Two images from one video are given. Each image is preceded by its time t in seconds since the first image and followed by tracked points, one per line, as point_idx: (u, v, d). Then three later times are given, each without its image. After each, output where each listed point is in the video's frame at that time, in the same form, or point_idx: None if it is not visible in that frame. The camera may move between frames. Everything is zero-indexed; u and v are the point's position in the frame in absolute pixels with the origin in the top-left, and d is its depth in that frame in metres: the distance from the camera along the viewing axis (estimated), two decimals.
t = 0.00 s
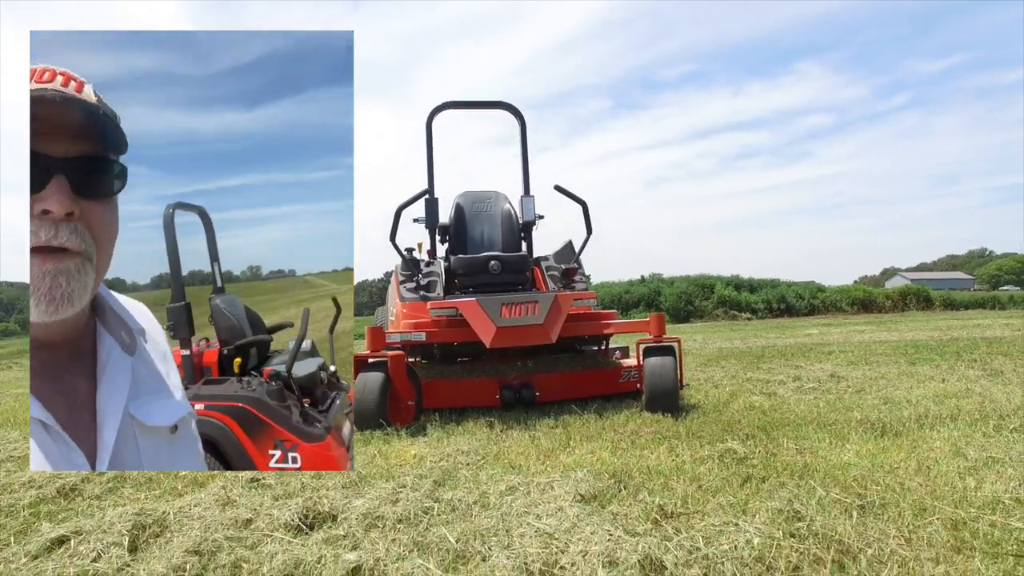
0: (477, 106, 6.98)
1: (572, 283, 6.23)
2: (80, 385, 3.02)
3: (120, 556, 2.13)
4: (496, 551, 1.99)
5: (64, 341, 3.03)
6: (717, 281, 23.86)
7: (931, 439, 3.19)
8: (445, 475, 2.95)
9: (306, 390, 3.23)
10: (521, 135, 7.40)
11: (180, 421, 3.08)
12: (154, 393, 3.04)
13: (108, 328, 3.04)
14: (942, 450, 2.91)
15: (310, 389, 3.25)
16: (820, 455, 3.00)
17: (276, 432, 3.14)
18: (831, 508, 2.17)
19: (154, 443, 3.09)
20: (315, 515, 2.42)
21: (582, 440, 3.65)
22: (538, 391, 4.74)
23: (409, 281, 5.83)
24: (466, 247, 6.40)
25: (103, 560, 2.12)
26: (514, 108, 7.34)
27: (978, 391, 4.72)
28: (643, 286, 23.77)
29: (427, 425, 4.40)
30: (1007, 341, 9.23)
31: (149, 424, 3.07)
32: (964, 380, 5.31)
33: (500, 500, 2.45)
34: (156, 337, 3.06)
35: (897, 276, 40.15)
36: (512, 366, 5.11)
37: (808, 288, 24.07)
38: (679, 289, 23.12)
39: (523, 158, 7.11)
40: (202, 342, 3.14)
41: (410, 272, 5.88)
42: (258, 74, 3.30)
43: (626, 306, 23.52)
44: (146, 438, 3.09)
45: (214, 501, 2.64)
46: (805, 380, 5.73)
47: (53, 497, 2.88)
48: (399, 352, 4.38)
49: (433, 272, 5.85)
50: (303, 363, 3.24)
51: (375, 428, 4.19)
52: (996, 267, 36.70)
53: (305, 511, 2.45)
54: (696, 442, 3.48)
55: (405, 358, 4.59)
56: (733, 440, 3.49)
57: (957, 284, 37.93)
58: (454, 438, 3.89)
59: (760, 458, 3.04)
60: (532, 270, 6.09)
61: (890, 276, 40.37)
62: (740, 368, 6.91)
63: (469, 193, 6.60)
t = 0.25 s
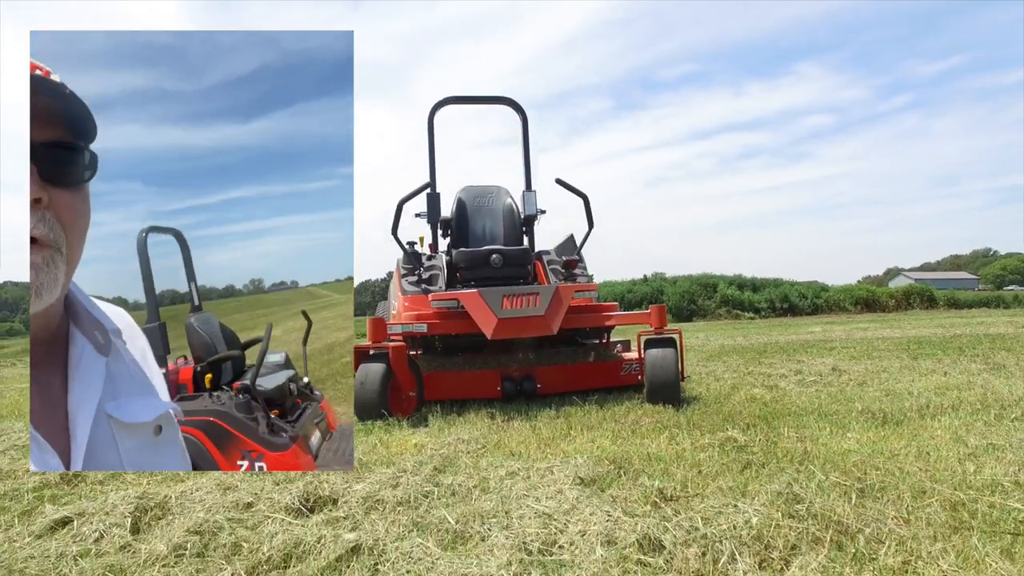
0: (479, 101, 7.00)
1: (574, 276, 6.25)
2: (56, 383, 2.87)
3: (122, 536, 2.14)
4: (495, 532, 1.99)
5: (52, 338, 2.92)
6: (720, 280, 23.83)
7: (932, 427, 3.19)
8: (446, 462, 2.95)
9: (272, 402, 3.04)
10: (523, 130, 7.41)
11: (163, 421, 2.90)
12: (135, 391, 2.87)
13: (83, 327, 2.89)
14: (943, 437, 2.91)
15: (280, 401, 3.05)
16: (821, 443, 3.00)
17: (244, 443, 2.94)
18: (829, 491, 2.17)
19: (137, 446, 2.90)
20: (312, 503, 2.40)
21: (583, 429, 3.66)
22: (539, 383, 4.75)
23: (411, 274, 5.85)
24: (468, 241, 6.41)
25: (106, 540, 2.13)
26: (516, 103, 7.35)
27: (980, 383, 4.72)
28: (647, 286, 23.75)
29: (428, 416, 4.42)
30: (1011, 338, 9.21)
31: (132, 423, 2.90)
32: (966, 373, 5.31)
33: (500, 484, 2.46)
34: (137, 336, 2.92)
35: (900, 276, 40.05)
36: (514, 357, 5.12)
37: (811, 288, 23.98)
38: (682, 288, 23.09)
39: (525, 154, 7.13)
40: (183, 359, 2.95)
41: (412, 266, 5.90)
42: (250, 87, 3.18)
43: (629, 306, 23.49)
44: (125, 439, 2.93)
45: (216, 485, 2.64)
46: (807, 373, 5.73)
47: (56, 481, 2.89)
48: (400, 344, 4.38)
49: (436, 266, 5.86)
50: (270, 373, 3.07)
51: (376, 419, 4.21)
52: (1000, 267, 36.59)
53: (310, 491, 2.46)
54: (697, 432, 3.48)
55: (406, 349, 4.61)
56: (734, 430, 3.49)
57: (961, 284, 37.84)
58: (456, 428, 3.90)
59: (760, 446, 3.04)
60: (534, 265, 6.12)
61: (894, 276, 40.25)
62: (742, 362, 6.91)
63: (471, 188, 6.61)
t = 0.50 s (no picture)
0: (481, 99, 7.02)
1: (575, 272, 6.26)
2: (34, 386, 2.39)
3: (126, 525, 2.16)
4: (496, 520, 2.00)
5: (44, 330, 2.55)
6: (723, 280, 23.81)
7: (933, 420, 3.19)
8: (447, 454, 2.96)
9: (181, 401, 2.51)
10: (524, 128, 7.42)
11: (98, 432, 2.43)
12: (75, 401, 2.41)
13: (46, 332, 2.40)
14: (944, 430, 2.92)
15: (187, 399, 2.51)
16: (821, 436, 3.01)
17: (149, 443, 2.45)
18: (830, 481, 2.18)
19: (71, 457, 2.44)
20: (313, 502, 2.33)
21: (584, 424, 3.67)
22: (540, 379, 4.76)
23: (413, 271, 5.87)
24: (470, 238, 6.42)
25: (110, 528, 2.14)
26: (518, 100, 7.37)
27: (981, 379, 4.72)
28: (649, 285, 23.74)
29: (430, 412, 4.43)
30: (1013, 335, 9.19)
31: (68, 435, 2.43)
32: (968, 369, 5.31)
33: (502, 476, 2.47)
34: (77, 344, 2.41)
35: (903, 275, 39.97)
36: (515, 353, 5.13)
37: (814, 287, 23.94)
38: (685, 288, 23.06)
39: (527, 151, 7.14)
40: (97, 363, 2.47)
41: (413, 262, 5.91)
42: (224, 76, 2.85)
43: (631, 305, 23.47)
44: (60, 452, 2.42)
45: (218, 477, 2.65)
46: (808, 369, 5.74)
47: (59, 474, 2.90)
48: (404, 342, 4.41)
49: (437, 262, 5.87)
50: (180, 373, 2.49)
51: (378, 414, 4.23)
52: (1003, 266, 36.51)
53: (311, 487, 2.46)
54: (698, 426, 3.49)
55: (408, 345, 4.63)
56: (735, 424, 3.50)
57: (964, 283, 37.76)
58: (457, 422, 3.91)
59: (761, 439, 3.05)
60: (535, 262, 6.13)
61: (897, 275, 40.18)
62: (743, 359, 6.92)
63: (472, 185, 6.62)
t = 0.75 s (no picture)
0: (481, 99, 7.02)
1: (575, 272, 6.27)
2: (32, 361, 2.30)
3: (126, 525, 2.16)
4: (496, 521, 2.00)
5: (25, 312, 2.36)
6: (722, 279, 23.78)
7: (932, 421, 3.19)
8: (447, 455, 2.97)
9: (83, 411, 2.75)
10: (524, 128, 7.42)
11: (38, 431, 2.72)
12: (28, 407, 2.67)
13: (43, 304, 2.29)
14: (943, 430, 2.92)
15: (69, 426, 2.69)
16: (820, 436, 3.00)
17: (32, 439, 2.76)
18: (829, 481, 2.18)
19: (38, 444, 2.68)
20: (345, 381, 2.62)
21: (583, 424, 3.66)
22: (540, 379, 4.76)
23: (412, 271, 5.87)
24: (469, 238, 6.42)
25: (109, 529, 2.14)
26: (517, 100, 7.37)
27: (979, 378, 4.72)
28: (649, 285, 23.74)
29: (429, 412, 4.43)
30: (1012, 334, 9.19)
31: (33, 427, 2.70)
32: (967, 368, 5.31)
33: (501, 476, 2.47)
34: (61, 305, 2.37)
35: (902, 275, 39.97)
36: (515, 353, 5.14)
37: (813, 287, 23.93)
38: (684, 288, 23.05)
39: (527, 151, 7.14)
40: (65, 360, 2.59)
41: (412, 262, 5.92)
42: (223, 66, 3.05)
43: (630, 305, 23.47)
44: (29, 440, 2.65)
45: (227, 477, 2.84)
46: (808, 369, 5.74)
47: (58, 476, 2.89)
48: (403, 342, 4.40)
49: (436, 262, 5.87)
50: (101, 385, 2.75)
51: (378, 414, 4.23)
52: (1002, 266, 36.51)
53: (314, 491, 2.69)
54: (698, 426, 3.49)
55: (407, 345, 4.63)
56: (735, 424, 3.50)
57: (963, 283, 37.76)
58: (457, 423, 3.91)
59: (761, 439, 3.04)
60: (535, 261, 6.13)
61: (896, 275, 40.18)
62: (742, 359, 6.92)
63: (472, 185, 6.62)
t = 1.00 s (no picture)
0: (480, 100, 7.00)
1: (573, 274, 6.26)
2: None
3: (122, 532, 2.15)
4: (494, 527, 1.99)
5: None
6: (720, 280, 23.78)
7: (931, 424, 3.19)
8: (445, 459, 2.96)
9: None
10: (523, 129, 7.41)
11: None
12: None
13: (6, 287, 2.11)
14: (943, 434, 2.91)
15: None
16: (820, 440, 3.00)
17: None
18: (829, 487, 2.17)
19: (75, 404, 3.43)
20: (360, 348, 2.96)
21: (582, 427, 3.66)
22: (538, 381, 4.75)
23: (411, 272, 5.86)
24: (468, 239, 6.41)
25: (105, 535, 2.13)
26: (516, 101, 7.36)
27: (979, 381, 4.72)
28: (647, 285, 23.74)
29: (428, 414, 4.42)
30: (1010, 336, 9.19)
31: None
32: (966, 371, 5.31)
33: (499, 481, 2.46)
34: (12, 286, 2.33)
35: (900, 276, 40.00)
36: (514, 355, 5.13)
37: (812, 287, 23.94)
38: (683, 288, 23.06)
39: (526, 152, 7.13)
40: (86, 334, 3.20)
41: (411, 263, 5.91)
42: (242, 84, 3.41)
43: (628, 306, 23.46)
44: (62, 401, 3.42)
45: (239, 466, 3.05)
46: (807, 371, 5.73)
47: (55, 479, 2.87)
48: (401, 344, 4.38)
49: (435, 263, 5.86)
50: None
51: (376, 416, 4.22)
52: (1000, 267, 36.55)
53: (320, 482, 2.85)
54: (697, 429, 3.48)
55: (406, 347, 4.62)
56: (733, 427, 3.49)
57: (961, 283, 37.81)
58: (455, 425, 3.90)
59: (760, 443, 3.04)
60: (533, 263, 6.13)
61: (894, 276, 40.21)
62: (741, 361, 6.91)
63: (470, 186, 6.61)
